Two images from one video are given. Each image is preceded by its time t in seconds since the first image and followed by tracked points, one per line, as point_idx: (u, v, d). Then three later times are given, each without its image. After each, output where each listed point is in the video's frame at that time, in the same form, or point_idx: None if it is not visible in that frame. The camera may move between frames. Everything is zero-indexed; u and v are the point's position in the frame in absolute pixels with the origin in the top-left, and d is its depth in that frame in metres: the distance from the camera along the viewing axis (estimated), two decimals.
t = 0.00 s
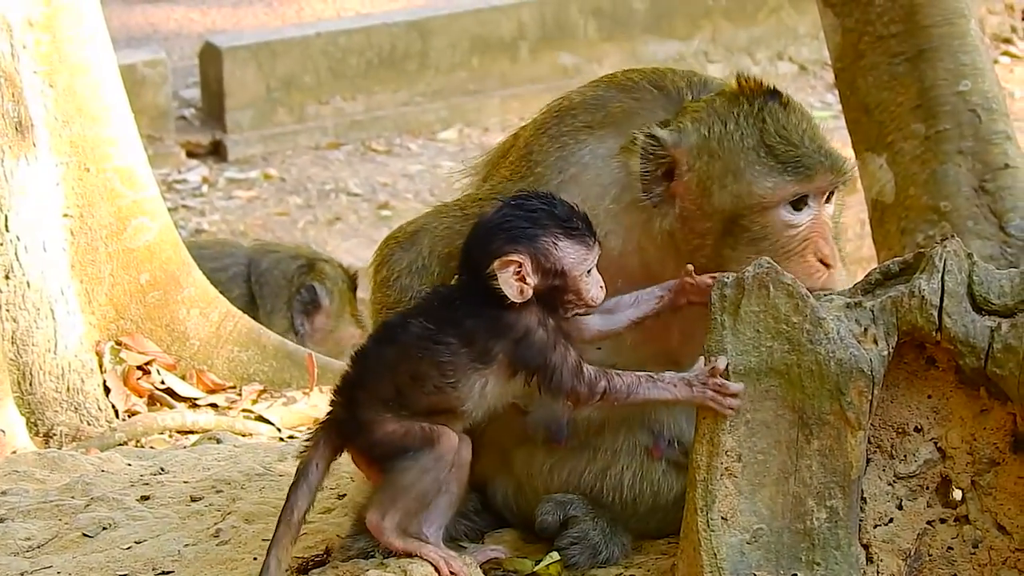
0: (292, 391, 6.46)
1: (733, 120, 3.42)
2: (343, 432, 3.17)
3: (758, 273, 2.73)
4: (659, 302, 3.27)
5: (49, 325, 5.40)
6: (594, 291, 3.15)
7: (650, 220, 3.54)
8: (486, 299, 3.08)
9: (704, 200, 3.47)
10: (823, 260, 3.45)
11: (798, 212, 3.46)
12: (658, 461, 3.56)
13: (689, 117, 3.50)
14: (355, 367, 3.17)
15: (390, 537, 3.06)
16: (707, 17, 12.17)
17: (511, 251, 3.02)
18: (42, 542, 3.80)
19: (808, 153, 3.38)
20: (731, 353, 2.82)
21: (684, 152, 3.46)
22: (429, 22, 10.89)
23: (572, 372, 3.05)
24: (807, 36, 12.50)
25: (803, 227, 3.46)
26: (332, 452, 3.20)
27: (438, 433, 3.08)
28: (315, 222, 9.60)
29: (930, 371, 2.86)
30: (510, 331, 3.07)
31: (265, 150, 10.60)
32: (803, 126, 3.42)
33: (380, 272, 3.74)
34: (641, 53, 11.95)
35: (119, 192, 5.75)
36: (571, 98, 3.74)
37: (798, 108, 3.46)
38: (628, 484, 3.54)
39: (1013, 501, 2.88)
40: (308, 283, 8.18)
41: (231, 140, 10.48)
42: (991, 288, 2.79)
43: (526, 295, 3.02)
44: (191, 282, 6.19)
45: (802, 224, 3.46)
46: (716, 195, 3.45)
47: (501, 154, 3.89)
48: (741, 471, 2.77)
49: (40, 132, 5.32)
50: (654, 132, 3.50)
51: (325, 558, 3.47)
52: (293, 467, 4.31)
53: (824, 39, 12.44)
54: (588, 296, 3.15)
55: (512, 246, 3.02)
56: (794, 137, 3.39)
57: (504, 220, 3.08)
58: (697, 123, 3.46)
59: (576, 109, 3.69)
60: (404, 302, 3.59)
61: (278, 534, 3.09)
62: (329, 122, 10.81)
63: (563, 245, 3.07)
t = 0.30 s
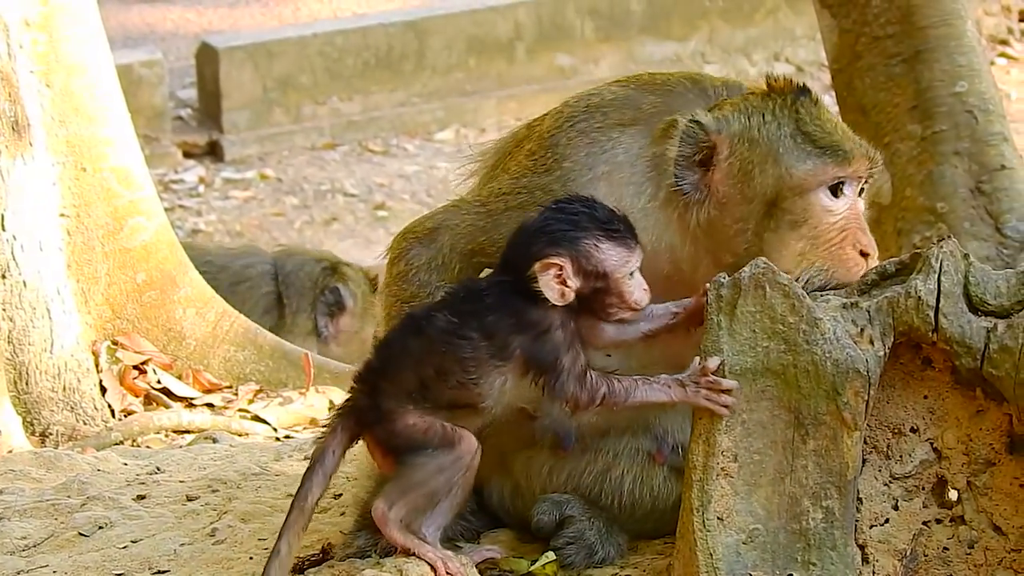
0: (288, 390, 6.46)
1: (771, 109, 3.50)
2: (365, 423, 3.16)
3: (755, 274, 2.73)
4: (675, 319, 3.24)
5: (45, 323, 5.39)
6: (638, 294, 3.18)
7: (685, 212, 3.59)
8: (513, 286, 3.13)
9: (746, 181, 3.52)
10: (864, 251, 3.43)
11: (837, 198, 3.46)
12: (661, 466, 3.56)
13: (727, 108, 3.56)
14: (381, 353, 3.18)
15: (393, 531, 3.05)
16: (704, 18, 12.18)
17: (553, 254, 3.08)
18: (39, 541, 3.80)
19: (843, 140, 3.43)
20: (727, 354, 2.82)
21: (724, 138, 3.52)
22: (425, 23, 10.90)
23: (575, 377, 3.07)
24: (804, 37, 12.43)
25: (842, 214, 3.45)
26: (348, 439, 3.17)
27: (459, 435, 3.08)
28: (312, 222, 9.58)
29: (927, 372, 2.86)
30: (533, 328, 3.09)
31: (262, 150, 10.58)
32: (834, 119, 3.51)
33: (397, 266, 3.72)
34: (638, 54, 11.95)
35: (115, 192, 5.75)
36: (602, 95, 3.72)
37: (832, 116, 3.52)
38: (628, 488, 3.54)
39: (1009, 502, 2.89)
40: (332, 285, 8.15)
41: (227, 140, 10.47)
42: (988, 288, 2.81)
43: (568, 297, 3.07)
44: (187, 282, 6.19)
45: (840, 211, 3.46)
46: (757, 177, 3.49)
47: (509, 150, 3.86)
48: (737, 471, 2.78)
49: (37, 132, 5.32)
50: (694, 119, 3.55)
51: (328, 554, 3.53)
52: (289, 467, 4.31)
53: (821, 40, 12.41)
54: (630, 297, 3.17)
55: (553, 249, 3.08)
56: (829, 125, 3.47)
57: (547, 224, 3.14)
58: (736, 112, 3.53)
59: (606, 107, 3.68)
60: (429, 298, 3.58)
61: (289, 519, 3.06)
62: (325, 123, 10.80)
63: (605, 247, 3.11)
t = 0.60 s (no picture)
0: (284, 389, 6.44)
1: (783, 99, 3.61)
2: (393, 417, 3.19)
3: (751, 273, 2.74)
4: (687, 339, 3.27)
5: (42, 321, 5.39)
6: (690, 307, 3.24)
7: (697, 199, 3.64)
8: (559, 302, 3.14)
9: (759, 167, 3.60)
10: (879, 238, 3.50)
11: (848, 183, 3.55)
12: (664, 469, 3.57)
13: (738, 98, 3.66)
14: (424, 343, 3.21)
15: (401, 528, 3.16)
16: (701, 18, 12.20)
17: (597, 275, 3.14)
18: (36, 539, 3.80)
19: (854, 124, 3.55)
20: (725, 353, 2.82)
21: (739, 127, 3.61)
22: (422, 22, 10.89)
23: (581, 393, 3.08)
24: (800, 37, 12.48)
25: (855, 200, 3.53)
26: (377, 427, 3.20)
27: (471, 443, 3.13)
28: (308, 221, 9.57)
29: (923, 371, 2.87)
30: (566, 338, 3.10)
31: (259, 149, 10.58)
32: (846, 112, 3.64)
33: (408, 265, 3.65)
34: (635, 54, 11.95)
35: (112, 191, 5.75)
36: (618, 89, 3.73)
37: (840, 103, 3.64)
38: (630, 489, 3.55)
39: (1006, 502, 2.90)
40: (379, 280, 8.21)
41: (224, 139, 10.49)
42: (984, 288, 2.82)
43: (615, 317, 3.12)
44: (184, 281, 6.20)
45: (853, 196, 3.53)
46: (770, 161, 3.59)
47: (511, 152, 3.83)
48: (733, 470, 2.78)
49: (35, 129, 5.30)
50: (708, 107, 3.62)
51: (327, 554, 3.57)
52: (286, 466, 4.30)
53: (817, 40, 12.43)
54: (680, 310, 3.23)
55: (597, 271, 3.14)
56: (842, 113, 3.59)
57: (592, 248, 3.21)
58: (749, 100, 3.64)
59: (621, 101, 3.68)
60: (445, 297, 3.53)
61: (321, 507, 3.11)
62: (322, 122, 10.81)
63: (648, 266, 3.17)
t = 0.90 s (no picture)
0: (271, 400, 6.12)
1: (794, 70, 3.25)
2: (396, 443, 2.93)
3: (778, 270, 2.45)
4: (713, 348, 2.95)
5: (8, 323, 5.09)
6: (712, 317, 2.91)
7: (705, 182, 3.37)
8: (572, 327, 2.83)
9: (762, 149, 3.26)
10: (891, 229, 3.08)
11: (855, 167, 3.16)
12: (689, 479, 3.26)
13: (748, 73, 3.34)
14: (424, 358, 2.92)
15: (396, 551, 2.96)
16: None
17: (612, 303, 2.79)
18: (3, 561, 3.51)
19: (869, 103, 3.15)
20: (748, 357, 2.53)
21: (744, 103, 3.29)
22: None
23: (599, 424, 2.80)
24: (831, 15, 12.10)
25: (866, 186, 3.14)
26: (372, 442, 2.96)
27: (477, 471, 2.87)
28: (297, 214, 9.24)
29: (962, 376, 2.60)
30: (584, 366, 2.81)
31: (243, 139, 10.27)
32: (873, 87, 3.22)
33: (416, 264, 3.51)
34: (650, 35, 11.59)
35: (84, 184, 5.45)
36: (641, 66, 3.53)
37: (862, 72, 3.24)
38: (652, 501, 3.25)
39: None
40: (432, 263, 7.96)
41: (205, 128, 10.11)
42: None
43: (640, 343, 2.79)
44: (163, 282, 5.89)
45: (862, 182, 3.15)
46: (772, 143, 3.24)
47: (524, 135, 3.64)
48: (759, 485, 2.51)
49: None
50: (712, 84, 3.34)
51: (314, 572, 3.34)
52: (273, 481, 4.01)
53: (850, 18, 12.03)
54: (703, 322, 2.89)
55: (613, 295, 2.80)
56: (863, 89, 3.18)
57: (600, 271, 2.85)
58: (759, 75, 3.30)
59: (642, 78, 3.47)
60: (456, 297, 3.39)
61: (303, 527, 2.91)
62: (311, 109, 10.45)
63: (665, 284, 2.81)
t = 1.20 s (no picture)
0: (263, 396, 6.11)
1: (777, 63, 3.19)
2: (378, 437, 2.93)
3: (768, 266, 2.44)
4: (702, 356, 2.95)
5: None
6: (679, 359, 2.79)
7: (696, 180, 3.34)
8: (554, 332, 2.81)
9: (744, 145, 3.20)
10: (880, 214, 2.99)
11: (839, 154, 3.07)
12: (684, 473, 3.30)
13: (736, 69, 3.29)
14: (410, 358, 2.92)
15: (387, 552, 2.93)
16: None
17: (577, 312, 2.76)
18: None
19: (848, 89, 3.08)
20: (740, 354, 2.51)
21: (728, 101, 3.24)
22: None
23: (596, 443, 2.80)
24: (822, 11, 12.05)
25: (852, 173, 3.05)
26: (353, 439, 2.98)
27: (463, 458, 2.84)
28: (290, 212, 9.25)
29: (953, 373, 2.60)
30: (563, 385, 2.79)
31: (235, 135, 10.21)
32: (858, 74, 3.14)
33: (417, 259, 3.61)
34: (642, 30, 11.57)
35: (76, 181, 5.44)
36: (642, 62, 3.59)
37: (845, 61, 3.15)
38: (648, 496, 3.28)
39: None
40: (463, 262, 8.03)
41: (197, 124, 10.07)
42: (1020, 282, 2.53)
43: (587, 360, 2.77)
44: (155, 279, 5.88)
45: (847, 169, 3.05)
46: (755, 138, 3.18)
47: (525, 128, 3.69)
48: (750, 482, 2.50)
49: None
50: (699, 83, 3.31)
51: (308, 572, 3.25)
52: (265, 478, 4.02)
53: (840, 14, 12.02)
54: (668, 361, 2.78)
55: (578, 303, 2.77)
56: (843, 74, 3.12)
57: (576, 280, 2.81)
58: (740, 72, 3.25)
59: (643, 73, 3.54)
60: (457, 293, 3.47)
61: (281, 521, 2.93)
62: (304, 105, 10.42)
63: (630, 314, 2.72)
